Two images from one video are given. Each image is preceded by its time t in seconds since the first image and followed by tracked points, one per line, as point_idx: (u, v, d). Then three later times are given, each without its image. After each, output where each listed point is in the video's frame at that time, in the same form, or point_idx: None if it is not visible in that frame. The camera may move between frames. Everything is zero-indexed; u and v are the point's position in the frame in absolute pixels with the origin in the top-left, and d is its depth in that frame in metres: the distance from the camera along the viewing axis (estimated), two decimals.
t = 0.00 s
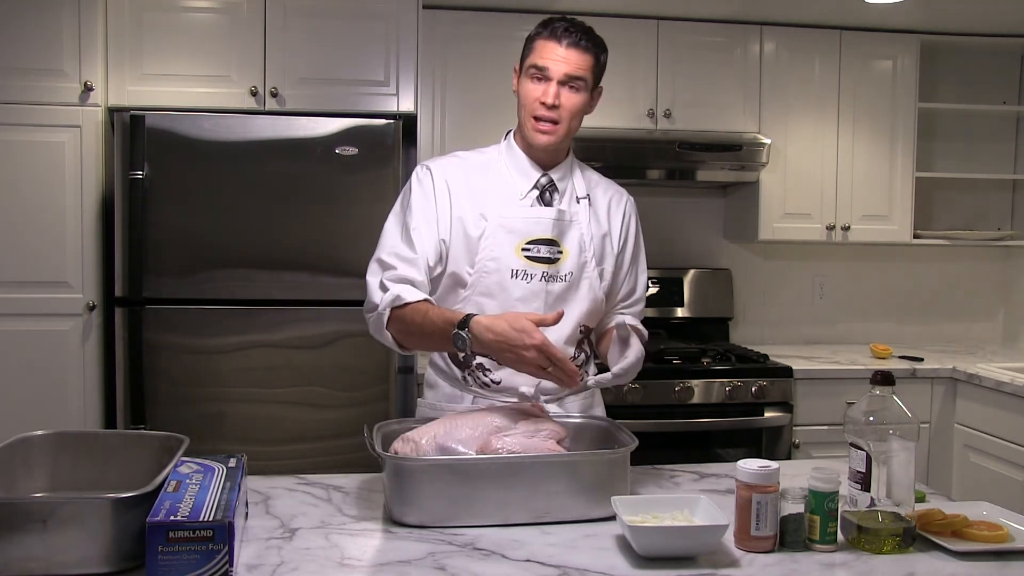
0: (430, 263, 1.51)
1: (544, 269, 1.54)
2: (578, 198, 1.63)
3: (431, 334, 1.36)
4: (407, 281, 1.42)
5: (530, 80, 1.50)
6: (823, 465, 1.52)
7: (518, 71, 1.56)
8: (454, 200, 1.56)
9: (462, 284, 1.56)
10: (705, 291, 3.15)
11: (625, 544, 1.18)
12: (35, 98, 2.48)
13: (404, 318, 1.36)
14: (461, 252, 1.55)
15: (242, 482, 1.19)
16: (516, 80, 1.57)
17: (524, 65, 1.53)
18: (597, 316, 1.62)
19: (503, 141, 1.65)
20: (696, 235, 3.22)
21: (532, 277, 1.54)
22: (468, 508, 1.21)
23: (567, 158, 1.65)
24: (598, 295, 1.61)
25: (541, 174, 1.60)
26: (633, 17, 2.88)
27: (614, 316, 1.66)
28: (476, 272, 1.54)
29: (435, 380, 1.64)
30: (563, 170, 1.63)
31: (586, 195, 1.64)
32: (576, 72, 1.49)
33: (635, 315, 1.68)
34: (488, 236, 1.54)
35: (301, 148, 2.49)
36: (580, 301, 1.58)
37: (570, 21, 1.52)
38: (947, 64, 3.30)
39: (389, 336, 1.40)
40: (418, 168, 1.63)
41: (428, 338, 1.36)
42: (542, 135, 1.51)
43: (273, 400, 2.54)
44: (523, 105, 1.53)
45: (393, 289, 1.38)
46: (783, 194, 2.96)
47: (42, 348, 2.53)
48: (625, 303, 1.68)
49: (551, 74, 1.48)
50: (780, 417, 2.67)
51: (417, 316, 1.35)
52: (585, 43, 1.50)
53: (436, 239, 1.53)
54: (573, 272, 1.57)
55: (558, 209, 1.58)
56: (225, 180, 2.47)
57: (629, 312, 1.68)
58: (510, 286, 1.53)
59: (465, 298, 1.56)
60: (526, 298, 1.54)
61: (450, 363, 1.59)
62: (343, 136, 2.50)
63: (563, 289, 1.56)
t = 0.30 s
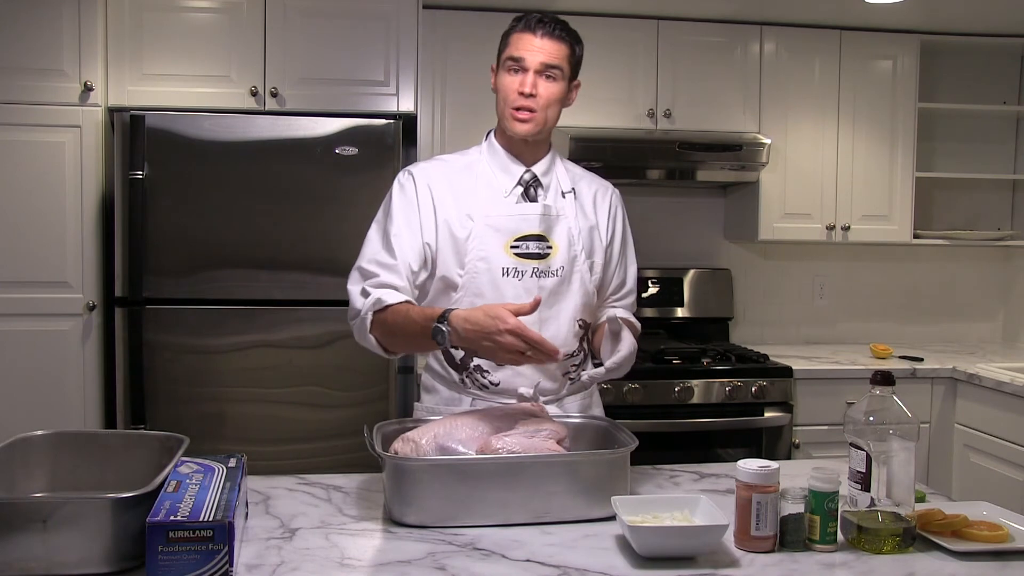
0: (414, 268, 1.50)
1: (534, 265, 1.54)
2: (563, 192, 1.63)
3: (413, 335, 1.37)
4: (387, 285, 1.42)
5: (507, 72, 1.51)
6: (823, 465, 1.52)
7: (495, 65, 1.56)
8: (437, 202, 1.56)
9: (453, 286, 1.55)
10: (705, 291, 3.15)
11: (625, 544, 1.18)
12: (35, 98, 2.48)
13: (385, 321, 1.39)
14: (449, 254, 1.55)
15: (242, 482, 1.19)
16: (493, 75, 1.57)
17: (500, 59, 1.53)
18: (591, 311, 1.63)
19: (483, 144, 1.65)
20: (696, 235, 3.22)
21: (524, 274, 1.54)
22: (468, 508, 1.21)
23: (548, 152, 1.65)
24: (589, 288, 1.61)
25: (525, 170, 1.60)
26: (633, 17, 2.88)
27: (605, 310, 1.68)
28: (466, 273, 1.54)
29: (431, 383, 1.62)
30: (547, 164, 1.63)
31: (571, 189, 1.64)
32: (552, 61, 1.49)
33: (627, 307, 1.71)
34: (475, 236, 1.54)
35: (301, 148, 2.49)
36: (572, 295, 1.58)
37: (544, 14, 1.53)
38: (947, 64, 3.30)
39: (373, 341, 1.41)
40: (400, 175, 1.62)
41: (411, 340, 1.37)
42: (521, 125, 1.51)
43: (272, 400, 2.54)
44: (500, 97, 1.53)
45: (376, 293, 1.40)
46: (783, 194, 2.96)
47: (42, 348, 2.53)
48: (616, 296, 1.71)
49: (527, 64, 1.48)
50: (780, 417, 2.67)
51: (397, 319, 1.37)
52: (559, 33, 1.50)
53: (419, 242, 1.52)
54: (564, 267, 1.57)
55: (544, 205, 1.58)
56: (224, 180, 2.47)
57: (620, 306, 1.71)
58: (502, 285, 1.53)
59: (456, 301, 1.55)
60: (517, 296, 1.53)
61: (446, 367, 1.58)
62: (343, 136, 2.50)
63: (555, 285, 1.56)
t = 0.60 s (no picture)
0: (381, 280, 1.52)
1: (521, 265, 1.55)
2: (544, 188, 1.63)
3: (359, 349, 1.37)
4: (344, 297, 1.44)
5: (477, 73, 1.51)
6: (823, 465, 1.52)
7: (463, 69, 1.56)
8: (416, 208, 1.56)
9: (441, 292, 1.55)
10: (705, 291, 3.15)
11: (625, 544, 1.18)
12: (35, 98, 2.48)
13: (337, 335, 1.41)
14: (433, 260, 1.54)
15: (242, 482, 1.19)
16: (461, 79, 1.57)
17: (468, 60, 1.53)
18: (577, 306, 1.64)
19: (458, 149, 1.66)
20: (696, 235, 3.22)
21: (511, 275, 1.54)
22: (468, 508, 1.21)
23: (526, 149, 1.65)
24: (576, 282, 1.63)
25: (505, 170, 1.61)
26: (633, 17, 2.88)
27: (590, 305, 1.68)
28: (453, 278, 1.54)
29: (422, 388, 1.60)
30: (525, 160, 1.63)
31: (551, 185, 1.65)
32: (522, 57, 1.50)
33: (610, 299, 1.72)
34: (459, 240, 1.54)
35: (301, 148, 2.49)
36: (560, 292, 1.59)
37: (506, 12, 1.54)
38: (947, 64, 3.30)
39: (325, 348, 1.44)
40: (377, 183, 1.62)
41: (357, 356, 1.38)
42: (497, 123, 1.51)
43: (273, 400, 2.54)
44: (473, 99, 1.54)
45: (330, 301, 1.42)
46: (783, 194, 2.96)
47: (42, 348, 2.53)
48: (599, 288, 1.71)
49: (497, 62, 1.50)
50: (780, 417, 2.67)
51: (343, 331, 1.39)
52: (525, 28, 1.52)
53: (392, 252, 1.54)
54: (551, 264, 1.57)
55: (526, 204, 1.58)
56: (223, 180, 2.47)
57: (604, 298, 1.71)
58: (489, 287, 1.54)
59: (444, 307, 1.54)
60: (505, 297, 1.54)
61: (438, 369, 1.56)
62: (343, 136, 2.50)
63: (543, 283, 1.56)
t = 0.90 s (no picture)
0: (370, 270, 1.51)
1: (504, 263, 1.56)
2: (528, 187, 1.64)
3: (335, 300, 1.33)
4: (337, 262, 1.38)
5: (459, 86, 1.51)
6: (823, 465, 1.52)
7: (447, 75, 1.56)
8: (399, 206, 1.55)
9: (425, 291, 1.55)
10: (705, 291, 3.15)
11: (625, 544, 1.18)
12: (35, 98, 2.48)
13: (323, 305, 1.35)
14: (416, 259, 1.55)
15: (242, 482, 1.19)
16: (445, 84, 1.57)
17: (451, 70, 1.53)
18: (564, 305, 1.64)
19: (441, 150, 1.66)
20: (696, 235, 3.22)
21: (494, 273, 1.55)
22: (469, 508, 1.21)
23: (510, 149, 1.65)
24: (562, 281, 1.63)
25: (487, 170, 1.62)
26: (633, 18, 2.88)
27: (578, 304, 1.67)
28: (436, 277, 1.54)
29: (408, 388, 1.61)
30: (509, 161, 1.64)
31: (536, 183, 1.65)
32: (504, 73, 1.49)
33: (600, 298, 1.70)
34: (442, 239, 1.55)
35: (301, 148, 2.49)
36: (545, 290, 1.59)
37: (491, 19, 1.52)
38: (946, 64, 3.30)
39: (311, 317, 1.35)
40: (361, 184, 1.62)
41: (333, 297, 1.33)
42: (479, 140, 1.53)
43: (273, 400, 2.54)
44: (455, 110, 1.55)
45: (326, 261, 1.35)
46: (783, 194, 2.96)
47: (42, 348, 2.53)
48: (588, 287, 1.70)
49: (478, 79, 1.49)
50: (780, 417, 2.67)
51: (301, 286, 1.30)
52: (508, 40, 1.50)
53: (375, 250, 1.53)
54: (535, 262, 1.57)
55: (508, 202, 1.59)
56: (223, 180, 2.47)
57: (593, 297, 1.70)
58: (472, 285, 1.54)
59: (427, 305, 1.54)
60: (487, 295, 1.54)
61: (424, 369, 1.57)
62: (343, 136, 2.50)
63: (526, 281, 1.57)
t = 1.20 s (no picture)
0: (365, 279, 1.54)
1: (504, 267, 1.55)
2: (527, 190, 1.64)
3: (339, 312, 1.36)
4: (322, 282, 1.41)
5: (463, 90, 1.51)
6: (823, 465, 1.52)
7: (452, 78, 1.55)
8: (398, 210, 1.57)
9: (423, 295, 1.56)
10: (705, 290, 3.15)
11: (625, 544, 1.18)
12: (35, 98, 2.48)
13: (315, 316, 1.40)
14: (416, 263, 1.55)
15: (242, 482, 1.19)
16: (449, 86, 1.57)
17: (456, 74, 1.52)
18: (559, 308, 1.64)
19: (440, 150, 1.65)
20: (696, 235, 3.22)
21: (494, 277, 1.55)
22: (469, 508, 1.21)
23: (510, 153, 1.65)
24: (559, 284, 1.63)
25: (488, 173, 1.61)
26: (633, 18, 2.88)
27: (573, 306, 1.69)
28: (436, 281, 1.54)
29: (405, 390, 1.62)
30: (508, 165, 1.64)
31: (535, 187, 1.65)
32: (511, 81, 1.50)
33: (594, 299, 1.71)
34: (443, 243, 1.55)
35: (301, 148, 2.49)
36: (543, 294, 1.59)
37: (499, 25, 1.51)
38: (946, 64, 3.30)
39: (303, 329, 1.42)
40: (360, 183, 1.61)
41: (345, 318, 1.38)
42: (482, 146, 1.54)
43: (273, 400, 2.54)
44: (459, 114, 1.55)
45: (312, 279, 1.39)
46: (783, 194, 2.96)
47: (43, 348, 2.53)
48: (583, 288, 1.71)
49: (485, 86, 1.49)
50: (780, 417, 2.67)
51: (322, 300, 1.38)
52: (516, 48, 1.51)
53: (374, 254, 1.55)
54: (534, 267, 1.57)
55: (508, 206, 1.60)
56: (223, 180, 2.47)
57: (587, 298, 1.71)
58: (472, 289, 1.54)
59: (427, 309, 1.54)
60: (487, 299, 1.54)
61: (420, 371, 1.57)
62: (343, 136, 2.50)
63: (526, 285, 1.57)
